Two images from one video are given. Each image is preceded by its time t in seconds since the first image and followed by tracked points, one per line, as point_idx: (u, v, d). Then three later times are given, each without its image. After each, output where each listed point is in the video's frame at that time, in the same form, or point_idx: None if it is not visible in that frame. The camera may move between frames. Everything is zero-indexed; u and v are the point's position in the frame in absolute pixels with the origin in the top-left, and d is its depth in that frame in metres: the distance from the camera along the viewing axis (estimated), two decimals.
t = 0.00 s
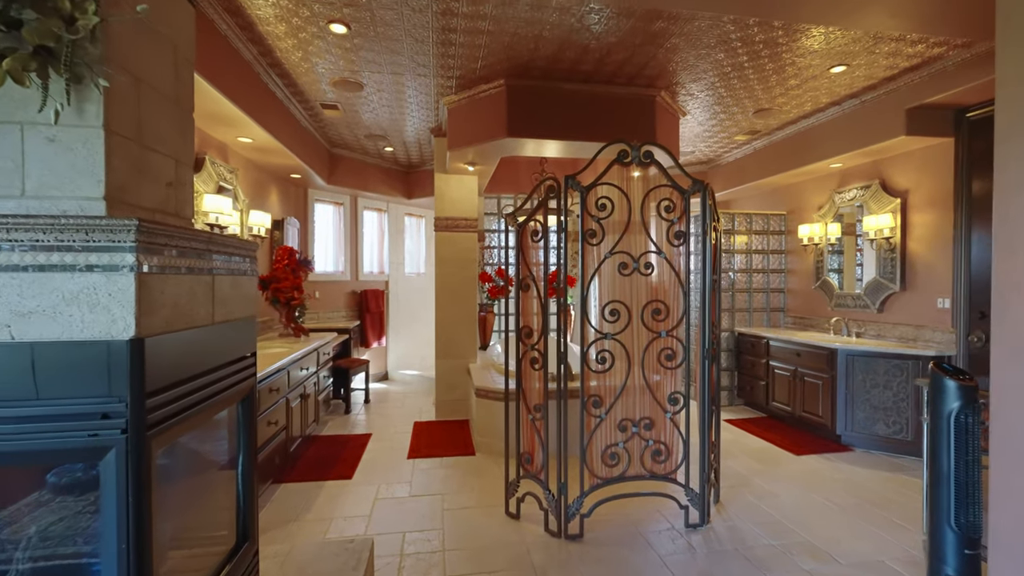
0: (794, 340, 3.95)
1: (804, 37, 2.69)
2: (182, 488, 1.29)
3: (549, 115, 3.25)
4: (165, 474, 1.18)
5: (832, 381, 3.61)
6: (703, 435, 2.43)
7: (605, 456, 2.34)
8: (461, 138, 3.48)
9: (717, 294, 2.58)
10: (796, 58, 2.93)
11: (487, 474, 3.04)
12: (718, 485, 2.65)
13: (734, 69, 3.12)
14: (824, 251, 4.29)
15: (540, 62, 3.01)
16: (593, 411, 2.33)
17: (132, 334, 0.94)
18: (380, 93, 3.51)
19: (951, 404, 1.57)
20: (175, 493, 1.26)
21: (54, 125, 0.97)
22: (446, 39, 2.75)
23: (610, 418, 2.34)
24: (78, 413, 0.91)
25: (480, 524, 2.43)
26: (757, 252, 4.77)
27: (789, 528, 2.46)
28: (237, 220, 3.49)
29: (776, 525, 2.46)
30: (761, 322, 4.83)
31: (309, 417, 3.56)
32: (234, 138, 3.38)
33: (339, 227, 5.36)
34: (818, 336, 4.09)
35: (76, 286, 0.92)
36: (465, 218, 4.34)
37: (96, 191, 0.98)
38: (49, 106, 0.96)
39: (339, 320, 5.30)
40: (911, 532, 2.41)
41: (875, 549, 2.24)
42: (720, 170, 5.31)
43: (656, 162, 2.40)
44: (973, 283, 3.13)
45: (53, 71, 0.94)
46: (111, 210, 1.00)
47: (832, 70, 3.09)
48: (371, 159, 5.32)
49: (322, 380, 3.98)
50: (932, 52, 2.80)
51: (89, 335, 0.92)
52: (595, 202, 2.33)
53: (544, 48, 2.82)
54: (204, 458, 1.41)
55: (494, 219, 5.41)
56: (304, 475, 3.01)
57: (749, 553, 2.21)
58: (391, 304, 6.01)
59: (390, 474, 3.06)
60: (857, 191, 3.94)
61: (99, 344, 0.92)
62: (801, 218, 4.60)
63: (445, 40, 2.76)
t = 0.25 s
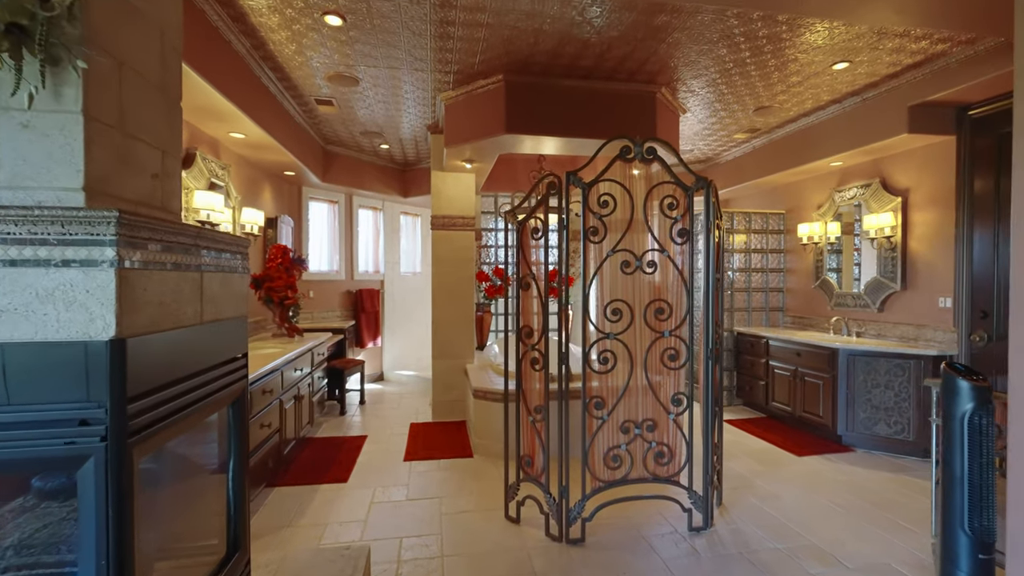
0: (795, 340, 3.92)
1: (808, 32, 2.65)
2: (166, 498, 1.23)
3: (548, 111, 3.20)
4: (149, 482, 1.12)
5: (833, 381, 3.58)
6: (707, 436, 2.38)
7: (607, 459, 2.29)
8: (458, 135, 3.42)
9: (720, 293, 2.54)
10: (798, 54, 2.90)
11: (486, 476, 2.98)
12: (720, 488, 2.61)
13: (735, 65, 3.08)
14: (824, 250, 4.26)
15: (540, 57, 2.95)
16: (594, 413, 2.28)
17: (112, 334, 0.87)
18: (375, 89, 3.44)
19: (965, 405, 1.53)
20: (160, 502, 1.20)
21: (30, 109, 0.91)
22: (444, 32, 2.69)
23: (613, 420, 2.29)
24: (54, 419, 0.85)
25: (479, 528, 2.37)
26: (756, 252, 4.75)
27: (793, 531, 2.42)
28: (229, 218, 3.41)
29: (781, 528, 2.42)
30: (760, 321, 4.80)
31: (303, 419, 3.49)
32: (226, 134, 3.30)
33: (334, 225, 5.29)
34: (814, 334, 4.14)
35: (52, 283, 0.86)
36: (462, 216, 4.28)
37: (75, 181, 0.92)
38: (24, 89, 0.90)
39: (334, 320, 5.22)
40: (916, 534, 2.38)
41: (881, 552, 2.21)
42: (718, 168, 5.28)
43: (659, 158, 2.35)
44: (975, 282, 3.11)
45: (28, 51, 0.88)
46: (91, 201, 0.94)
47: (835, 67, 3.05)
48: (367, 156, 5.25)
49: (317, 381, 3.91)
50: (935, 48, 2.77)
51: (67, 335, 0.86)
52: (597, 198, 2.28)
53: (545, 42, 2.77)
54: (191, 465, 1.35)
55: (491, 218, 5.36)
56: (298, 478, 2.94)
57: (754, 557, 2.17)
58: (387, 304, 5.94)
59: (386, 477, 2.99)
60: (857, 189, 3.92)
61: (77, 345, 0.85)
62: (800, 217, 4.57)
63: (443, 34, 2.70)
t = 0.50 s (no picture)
0: (795, 339, 3.89)
1: (811, 27, 2.61)
2: (151, 505, 1.16)
3: (547, 107, 3.15)
4: (133, 491, 1.05)
5: (834, 381, 3.55)
6: (710, 437, 2.34)
7: (609, 461, 2.24)
8: (456, 131, 3.36)
9: (724, 292, 2.49)
10: (801, 50, 2.86)
11: (484, 479, 2.92)
12: (723, 490, 2.56)
13: (737, 61, 3.04)
14: (823, 249, 4.24)
15: (539, 52, 2.90)
16: (596, 414, 2.23)
17: (91, 333, 0.81)
18: (371, 84, 3.38)
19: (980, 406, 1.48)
20: (146, 511, 1.13)
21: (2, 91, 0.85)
22: (442, 25, 2.63)
23: (615, 421, 2.24)
24: (28, 425, 0.79)
25: (478, 532, 2.32)
26: (755, 251, 4.72)
27: (798, 533, 2.38)
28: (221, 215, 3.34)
29: (785, 530, 2.39)
30: (759, 321, 4.77)
31: (297, 421, 3.41)
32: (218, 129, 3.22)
33: (328, 224, 5.22)
34: (814, 334, 4.12)
35: (26, 277, 0.80)
36: (459, 214, 4.22)
37: (51, 168, 0.86)
38: None
39: (328, 320, 5.15)
40: (922, 536, 2.35)
41: (887, 555, 2.17)
42: (716, 167, 5.25)
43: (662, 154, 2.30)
44: (977, 281, 3.09)
45: None
46: (69, 190, 0.88)
47: (837, 63, 3.02)
48: (362, 154, 5.17)
49: (312, 381, 3.84)
50: (939, 45, 2.75)
51: (41, 334, 0.80)
52: (600, 195, 2.23)
53: (545, 36, 2.71)
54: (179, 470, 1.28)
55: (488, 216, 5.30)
56: (292, 481, 2.87)
57: (759, 560, 2.12)
58: (382, 303, 5.87)
59: (382, 480, 2.93)
60: (858, 188, 3.90)
61: (51, 345, 0.79)
62: (799, 216, 4.55)
63: (441, 27, 2.64)
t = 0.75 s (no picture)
0: (795, 339, 3.86)
1: (815, 22, 2.57)
2: (133, 515, 1.10)
3: (547, 103, 3.10)
4: (114, 501, 0.99)
5: (835, 381, 3.53)
6: (714, 439, 2.29)
7: (612, 463, 2.19)
8: (453, 127, 3.30)
9: (727, 290, 2.45)
10: (803, 46, 2.83)
11: (483, 482, 2.86)
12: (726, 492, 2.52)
13: (738, 58, 3.00)
14: (823, 248, 4.21)
15: (539, 46, 2.85)
16: (599, 415, 2.18)
17: (66, 333, 0.75)
18: (367, 79, 3.31)
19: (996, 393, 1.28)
20: (129, 522, 1.07)
21: None
22: (440, 18, 2.57)
23: (618, 422, 2.19)
24: None
25: (477, 537, 2.26)
26: (754, 250, 4.70)
27: (803, 536, 2.34)
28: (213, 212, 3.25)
29: (790, 533, 2.35)
30: (758, 320, 4.75)
31: (291, 423, 3.34)
32: (209, 125, 3.14)
33: (323, 222, 5.14)
34: (814, 333, 4.10)
35: None
36: (456, 212, 4.16)
37: (25, 155, 0.80)
38: None
39: (323, 320, 5.07)
40: (928, 538, 2.31)
41: (895, 558, 2.13)
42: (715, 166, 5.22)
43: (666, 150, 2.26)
44: (980, 279, 3.07)
45: None
46: (44, 179, 0.82)
47: (839, 60, 2.99)
48: (357, 151, 5.10)
49: (306, 382, 3.77)
50: (943, 41, 2.72)
51: (11, 334, 0.73)
52: (602, 191, 2.19)
53: (545, 30, 2.66)
54: (164, 477, 1.22)
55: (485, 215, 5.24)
56: (286, 485, 2.80)
57: (765, 564, 2.08)
58: (378, 303, 5.79)
59: (379, 483, 2.87)
60: (858, 186, 3.87)
61: (21, 346, 0.73)
62: (798, 215, 4.53)
63: (439, 20, 2.58)
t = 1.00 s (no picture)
0: (796, 338, 3.83)
1: (819, 16, 2.53)
2: (114, 524, 1.03)
3: (546, 99, 3.05)
4: (93, 509, 0.94)
5: (837, 380, 3.50)
6: (718, 440, 2.24)
7: (614, 465, 2.14)
8: (451, 123, 3.24)
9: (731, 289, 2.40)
10: (806, 42, 2.79)
11: (482, 484, 2.81)
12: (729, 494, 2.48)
13: (740, 53, 2.96)
14: (823, 247, 4.19)
15: (539, 40, 2.80)
16: (601, 417, 2.13)
17: (34, 329, 0.70)
18: (363, 73, 3.24)
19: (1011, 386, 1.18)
20: (110, 531, 1.01)
21: None
22: (438, 10, 2.51)
23: (620, 423, 2.14)
24: None
25: (477, 541, 2.21)
26: (753, 248, 4.67)
27: (808, 539, 2.30)
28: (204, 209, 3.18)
29: (794, 535, 2.31)
30: (757, 319, 4.72)
31: (285, 424, 3.27)
32: (201, 119, 3.07)
33: (318, 220, 5.07)
34: (814, 332, 4.07)
35: None
36: (453, 210, 4.10)
37: None
38: None
39: (318, 320, 5.00)
40: (934, 540, 2.28)
41: (901, 561, 2.10)
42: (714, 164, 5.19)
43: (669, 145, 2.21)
44: (982, 278, 3.05)
45: None
46: (14, 163, 0.77)
47: (842, 56, 2.95)
48: (353, 148, 5.03)
49: (300, 383, 3.70)
50: (947, 37, 2.69)
51: None
52: (604, 187, 2.14)
53: (545, 23, 2.60)
54: (148, 483, 1.15)
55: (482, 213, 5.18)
56: (279, 488, 2.74)
57: (771, 568, 2.04)
58: (373, 302, 5.72)
59: (375, 485, 2.81)
60: (859, 184, 3.85)
61: None
62: (797, 214, 4.50)
63: (437, 12, 2.52)
